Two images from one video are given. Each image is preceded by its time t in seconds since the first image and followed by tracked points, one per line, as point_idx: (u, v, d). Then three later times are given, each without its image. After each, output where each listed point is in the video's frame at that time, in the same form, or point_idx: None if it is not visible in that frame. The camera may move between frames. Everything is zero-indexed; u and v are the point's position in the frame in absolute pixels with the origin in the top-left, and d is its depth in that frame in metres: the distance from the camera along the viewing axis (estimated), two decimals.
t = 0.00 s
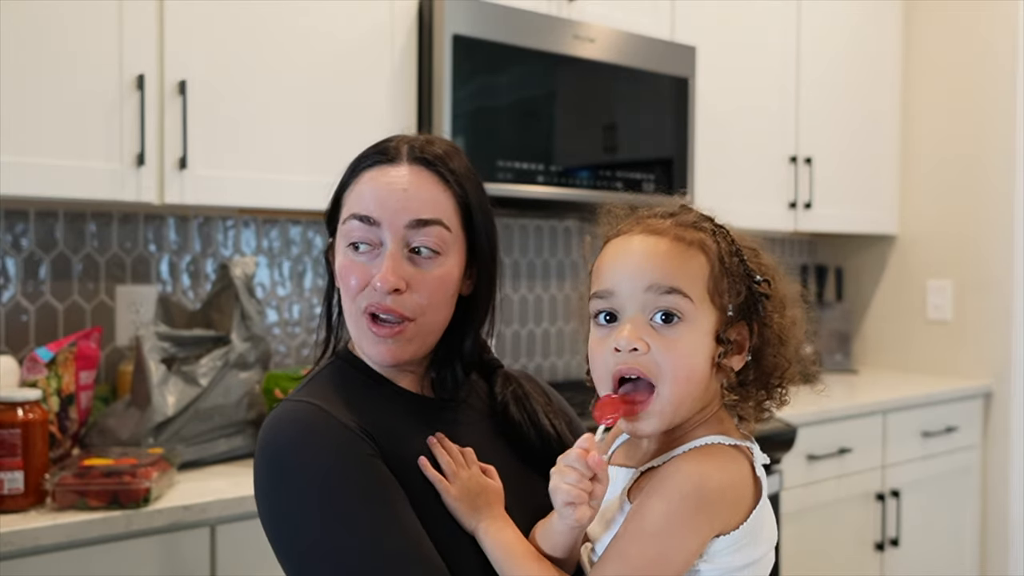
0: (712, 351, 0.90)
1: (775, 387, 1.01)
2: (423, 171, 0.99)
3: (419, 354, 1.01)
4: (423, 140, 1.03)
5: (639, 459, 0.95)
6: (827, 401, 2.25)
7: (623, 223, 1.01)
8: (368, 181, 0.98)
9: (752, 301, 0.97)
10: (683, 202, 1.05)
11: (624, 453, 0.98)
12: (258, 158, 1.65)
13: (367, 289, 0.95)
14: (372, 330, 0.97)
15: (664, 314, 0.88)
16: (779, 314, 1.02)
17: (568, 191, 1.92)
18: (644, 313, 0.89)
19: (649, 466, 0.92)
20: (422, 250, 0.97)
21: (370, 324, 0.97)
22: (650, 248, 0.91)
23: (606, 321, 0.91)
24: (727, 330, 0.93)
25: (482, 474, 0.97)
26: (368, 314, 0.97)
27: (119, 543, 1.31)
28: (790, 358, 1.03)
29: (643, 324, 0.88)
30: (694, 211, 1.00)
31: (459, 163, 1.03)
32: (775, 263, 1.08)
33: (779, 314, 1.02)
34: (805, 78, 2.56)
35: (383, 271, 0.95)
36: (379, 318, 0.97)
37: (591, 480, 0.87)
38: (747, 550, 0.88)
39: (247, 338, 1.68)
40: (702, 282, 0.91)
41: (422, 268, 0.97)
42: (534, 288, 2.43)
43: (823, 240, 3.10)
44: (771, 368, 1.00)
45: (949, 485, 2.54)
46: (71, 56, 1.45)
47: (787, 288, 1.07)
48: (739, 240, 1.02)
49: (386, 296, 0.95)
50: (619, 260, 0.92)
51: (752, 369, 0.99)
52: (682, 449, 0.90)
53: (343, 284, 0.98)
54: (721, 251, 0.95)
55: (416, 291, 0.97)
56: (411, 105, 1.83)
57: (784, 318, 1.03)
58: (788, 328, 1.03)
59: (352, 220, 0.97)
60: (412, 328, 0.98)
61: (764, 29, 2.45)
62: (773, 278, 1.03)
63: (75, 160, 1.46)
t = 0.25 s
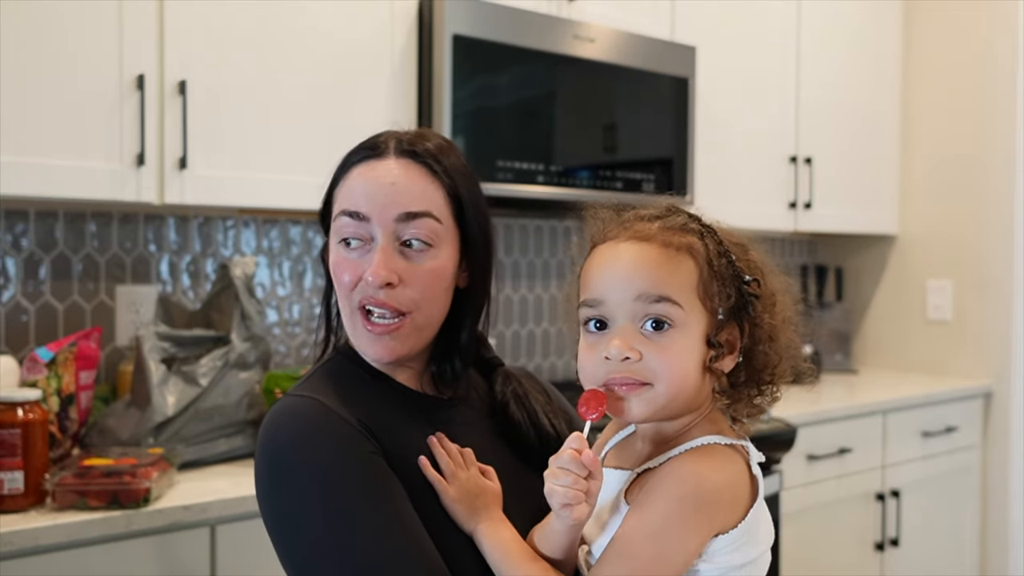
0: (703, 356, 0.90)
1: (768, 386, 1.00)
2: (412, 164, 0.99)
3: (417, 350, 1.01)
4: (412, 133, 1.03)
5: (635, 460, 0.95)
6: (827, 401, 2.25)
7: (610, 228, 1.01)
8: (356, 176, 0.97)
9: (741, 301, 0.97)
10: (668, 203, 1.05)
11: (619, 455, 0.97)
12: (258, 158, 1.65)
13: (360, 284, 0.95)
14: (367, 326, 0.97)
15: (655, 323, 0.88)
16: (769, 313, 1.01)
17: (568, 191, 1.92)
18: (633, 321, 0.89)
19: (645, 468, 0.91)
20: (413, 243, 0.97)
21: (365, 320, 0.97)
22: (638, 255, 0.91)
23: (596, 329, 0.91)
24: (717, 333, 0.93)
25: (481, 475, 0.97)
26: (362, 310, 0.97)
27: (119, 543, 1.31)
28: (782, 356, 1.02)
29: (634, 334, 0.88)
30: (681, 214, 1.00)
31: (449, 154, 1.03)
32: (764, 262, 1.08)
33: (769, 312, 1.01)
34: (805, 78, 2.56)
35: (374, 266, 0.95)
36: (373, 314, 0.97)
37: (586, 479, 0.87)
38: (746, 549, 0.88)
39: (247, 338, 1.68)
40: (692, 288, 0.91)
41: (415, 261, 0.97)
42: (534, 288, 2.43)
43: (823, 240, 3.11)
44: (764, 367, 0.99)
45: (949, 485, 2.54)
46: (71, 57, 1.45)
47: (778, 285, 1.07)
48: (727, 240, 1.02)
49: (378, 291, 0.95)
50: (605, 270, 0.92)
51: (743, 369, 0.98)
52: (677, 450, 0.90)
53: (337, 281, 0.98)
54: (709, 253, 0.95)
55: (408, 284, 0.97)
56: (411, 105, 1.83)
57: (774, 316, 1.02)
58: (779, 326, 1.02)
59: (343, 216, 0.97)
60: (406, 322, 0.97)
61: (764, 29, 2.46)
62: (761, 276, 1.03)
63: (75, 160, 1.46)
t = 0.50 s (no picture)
0: (705, 357, 0.90)
1: (769, 387, 1.01)
2: (425, 154, 0.99)
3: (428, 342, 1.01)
4: (415, 126, 1.03)
5: (640, 463, 0.96)
6: (827, 401, 2.25)
7: (610, 232, 1.01)
8: (370, 166, 0.97)
9: (742, 304, 0.97)
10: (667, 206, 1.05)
11: (625, 457, 0.98)
12: (258, 158, 1.65)
13: (382, 273, 0.95)
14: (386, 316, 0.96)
15: (656, 324, 0.88)
16: (769, 315, 1.02)
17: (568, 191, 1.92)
18: (636, 323, 0.89)
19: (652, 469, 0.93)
20: (431, 232, 0.97)
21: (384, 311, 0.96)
22: (640, 256, 0.91)
23: (598, 332, 0.91)
24: (719, 335, 0.93)
25: (486, 474, 0.97)
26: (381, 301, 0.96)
27: (119, 543, 1.31)
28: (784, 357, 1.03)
29: (636, 335, 0.88)
30: (681, 217, 1.00)
31: (454, 151, 1.03)
32: (764, 262, 1.08)
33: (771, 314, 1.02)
34: (805, 78, 2.56)
35: (398, 254, 0.95)
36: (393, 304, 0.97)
37: (597, 481, 0.87)
38: (750, 551, 0.88)
39: (247, 338, 1.68)
40: (692, 289, 0.91)
41: (431, 250, 0.97)
42: (534, 288, 2.43)
43: (823, 240, 3.11)
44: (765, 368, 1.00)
45: (949, 485, 2.54)
46: (71, 57, 1.45)
47: (778, 286, 1.08)
48: (727, 241, 1.02)
49: (402, 280, 0.95)
50: (609, 271, 0.92)
51: (744, 371, 1.00)
52: (686, 450, 0.90)
53: (352, 272, 0.97)
54: (710, 255, 0.95)
55: (429, 273, 0.97)
56: (412, 105, 1.83)
57: (776, 318, 1.03)
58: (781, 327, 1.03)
59: (357, 206, 0.96)
60: (425, 312, 0.98)
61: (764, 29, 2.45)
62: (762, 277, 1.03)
63: (75, 160, 1.46)
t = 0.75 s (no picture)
0: (728, 361, 0.91)
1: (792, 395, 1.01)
2: (443, 153, 0.99)
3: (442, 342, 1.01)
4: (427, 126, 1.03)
5: (661, 468, 0.97)
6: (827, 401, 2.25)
7: (635, 232, 1.01)
8: (389, 165, 0.96)
9: (767, 309, 0.97)
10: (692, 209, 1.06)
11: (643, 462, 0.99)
12: (258, 159, 1.65)
13: (405, 272, 0.95)
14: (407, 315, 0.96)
15: (681, 324, 0.89)
16: (794, 323, 1.02)
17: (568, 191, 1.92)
18: (660, 322, 0.90)
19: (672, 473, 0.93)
20: (452, 232, 0.98)
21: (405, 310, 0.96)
22: (665, 256, 0.92)
23: (620, 331, 0.92)
24: (743, 338, 0.93)
25: (497, 478, 0.97)
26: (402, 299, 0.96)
27: (119, 543, 1.31)
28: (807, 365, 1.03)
29: (659, 334, 0.89)
30: (708, 220, 1.00)
31: (467, 155, 1.03)
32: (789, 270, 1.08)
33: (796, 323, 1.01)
34: (805, 78, 2.56)
35: (423, 254, 0.95)
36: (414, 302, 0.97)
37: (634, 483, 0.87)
38: (775, 559, 0.88)
39: (247, 338, 1.68)
40: (717, 289, 0.91)
41: (451, 251, 0.98)
42: (534, 288, 2.43)
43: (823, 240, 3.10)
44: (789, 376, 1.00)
45: (949, 485, 2.54)
46: (71, 57, 1.45)
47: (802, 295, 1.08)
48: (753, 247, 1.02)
49: (427, 279, 0.95)
50: (634, 270, 0.92)
51: (767, 377, 0.98)
52: (707, 456, 0.91)
53: (370, 271, 0.96)
54: (736, 258, 0.95)
55: (450, 273, 0.97)
56: (412, 105, 1.83)
57: (800, 326, 1.03)
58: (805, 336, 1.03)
59: (377, 205, 0.95)
60: (446, 310, 0.98)
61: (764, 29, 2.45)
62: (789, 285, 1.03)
63: (75, 160, 1.46)
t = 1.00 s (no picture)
0: (745, 364, 0.91)
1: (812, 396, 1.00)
2: (453, 166, 0.99)
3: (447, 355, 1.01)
4: (439, 133, 1.02)
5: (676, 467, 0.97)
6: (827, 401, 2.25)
7: (652, 233, 1.01)
8: (398, 177, 0.95)
9: (786, 310, 0.96)
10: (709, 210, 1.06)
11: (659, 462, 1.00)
12: (258, 159, 1.65)
13: (408, 289, 0.95)
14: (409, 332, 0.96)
15: (695, 329, 0.89)
16: (814, 324, 1.01)
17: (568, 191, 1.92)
18: (673, 327, 0.90)
19: (691, 475, 0.93)
20: (458, 248, 0.98)
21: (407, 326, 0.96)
22: (681, 260, 0.92)
23: (636, 334, 0.93)
24: (761, 341, 0.93)
25: (509, 482, 0.97)
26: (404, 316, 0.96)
27: (119, 543, 1.31)
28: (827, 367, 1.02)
29: (672, 339, 0.90)
30: (725, 220, 1.00)
31: (479, 165, 1.03)
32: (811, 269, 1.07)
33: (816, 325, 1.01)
34: (805, 78, 2.56)
35: (427, 271, 0.95)
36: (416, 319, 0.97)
37: (643, 472, 0.89)
38: (797, 560, 0.88)
39: (247, 338, 1.68)
40: (733, 294, 0.91)
41: (457, 267, 0.98)
42: (535, 288, 2.43)
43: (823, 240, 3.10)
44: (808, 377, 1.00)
45: (949, 486, 2.54)
46: (71, 57, 1.45)
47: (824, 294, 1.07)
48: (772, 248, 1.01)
49: (429, 297, 0.95)
50: (650, 273, 0.93)
51: (787, 380, 0.98)
52: (726, 456, 0.90)
53: (373, 285, 0.96)
54: (752, 260, 0.95)
55: (454, 290, 0.97)
56: (412, 105, 1.83)
57: (821, 328, 1.02)
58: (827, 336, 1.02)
59: (383, 218, 0.95)
60: (448, 328, 0.98)
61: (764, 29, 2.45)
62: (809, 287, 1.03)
63: (75, 160, 1.46)
